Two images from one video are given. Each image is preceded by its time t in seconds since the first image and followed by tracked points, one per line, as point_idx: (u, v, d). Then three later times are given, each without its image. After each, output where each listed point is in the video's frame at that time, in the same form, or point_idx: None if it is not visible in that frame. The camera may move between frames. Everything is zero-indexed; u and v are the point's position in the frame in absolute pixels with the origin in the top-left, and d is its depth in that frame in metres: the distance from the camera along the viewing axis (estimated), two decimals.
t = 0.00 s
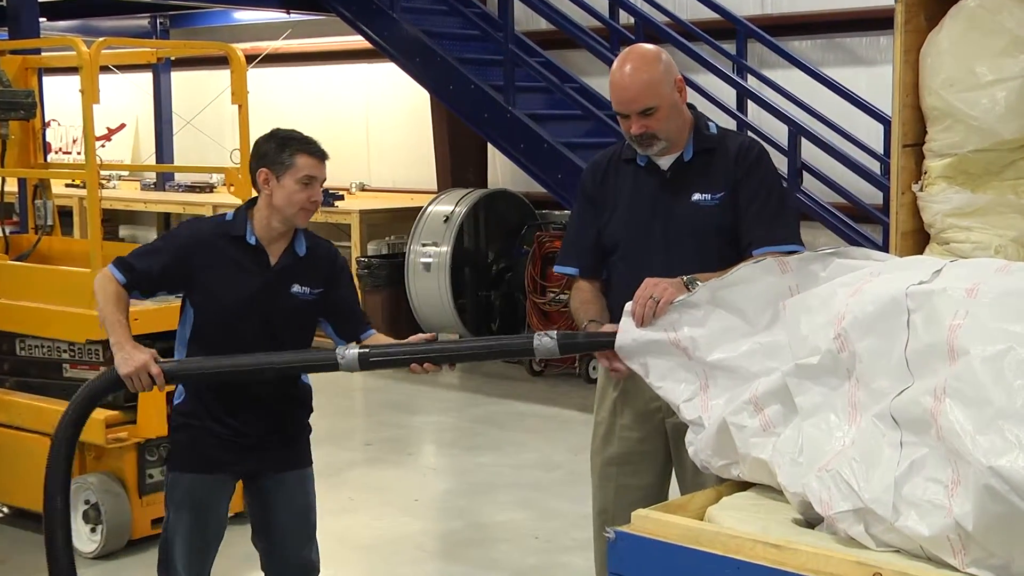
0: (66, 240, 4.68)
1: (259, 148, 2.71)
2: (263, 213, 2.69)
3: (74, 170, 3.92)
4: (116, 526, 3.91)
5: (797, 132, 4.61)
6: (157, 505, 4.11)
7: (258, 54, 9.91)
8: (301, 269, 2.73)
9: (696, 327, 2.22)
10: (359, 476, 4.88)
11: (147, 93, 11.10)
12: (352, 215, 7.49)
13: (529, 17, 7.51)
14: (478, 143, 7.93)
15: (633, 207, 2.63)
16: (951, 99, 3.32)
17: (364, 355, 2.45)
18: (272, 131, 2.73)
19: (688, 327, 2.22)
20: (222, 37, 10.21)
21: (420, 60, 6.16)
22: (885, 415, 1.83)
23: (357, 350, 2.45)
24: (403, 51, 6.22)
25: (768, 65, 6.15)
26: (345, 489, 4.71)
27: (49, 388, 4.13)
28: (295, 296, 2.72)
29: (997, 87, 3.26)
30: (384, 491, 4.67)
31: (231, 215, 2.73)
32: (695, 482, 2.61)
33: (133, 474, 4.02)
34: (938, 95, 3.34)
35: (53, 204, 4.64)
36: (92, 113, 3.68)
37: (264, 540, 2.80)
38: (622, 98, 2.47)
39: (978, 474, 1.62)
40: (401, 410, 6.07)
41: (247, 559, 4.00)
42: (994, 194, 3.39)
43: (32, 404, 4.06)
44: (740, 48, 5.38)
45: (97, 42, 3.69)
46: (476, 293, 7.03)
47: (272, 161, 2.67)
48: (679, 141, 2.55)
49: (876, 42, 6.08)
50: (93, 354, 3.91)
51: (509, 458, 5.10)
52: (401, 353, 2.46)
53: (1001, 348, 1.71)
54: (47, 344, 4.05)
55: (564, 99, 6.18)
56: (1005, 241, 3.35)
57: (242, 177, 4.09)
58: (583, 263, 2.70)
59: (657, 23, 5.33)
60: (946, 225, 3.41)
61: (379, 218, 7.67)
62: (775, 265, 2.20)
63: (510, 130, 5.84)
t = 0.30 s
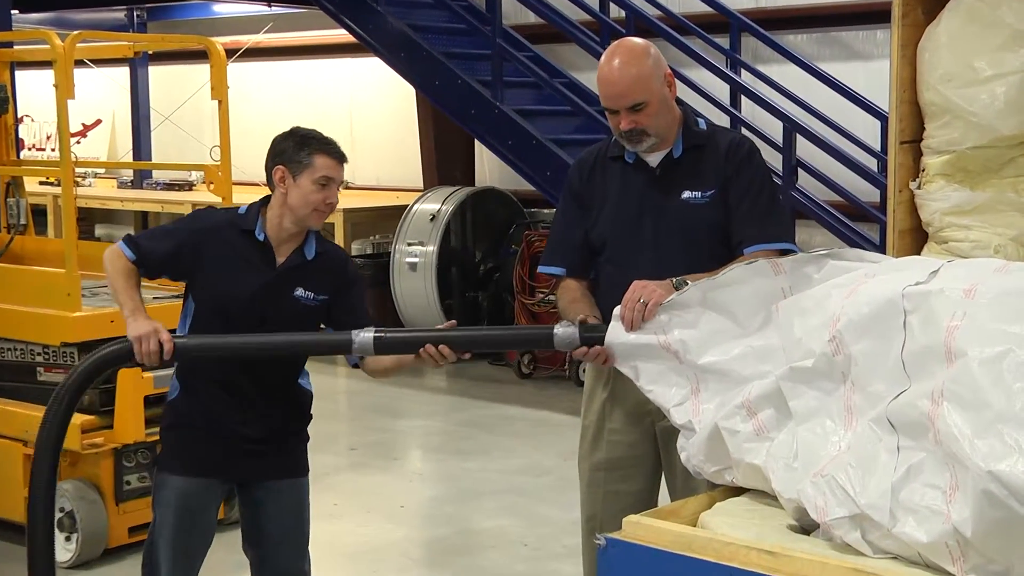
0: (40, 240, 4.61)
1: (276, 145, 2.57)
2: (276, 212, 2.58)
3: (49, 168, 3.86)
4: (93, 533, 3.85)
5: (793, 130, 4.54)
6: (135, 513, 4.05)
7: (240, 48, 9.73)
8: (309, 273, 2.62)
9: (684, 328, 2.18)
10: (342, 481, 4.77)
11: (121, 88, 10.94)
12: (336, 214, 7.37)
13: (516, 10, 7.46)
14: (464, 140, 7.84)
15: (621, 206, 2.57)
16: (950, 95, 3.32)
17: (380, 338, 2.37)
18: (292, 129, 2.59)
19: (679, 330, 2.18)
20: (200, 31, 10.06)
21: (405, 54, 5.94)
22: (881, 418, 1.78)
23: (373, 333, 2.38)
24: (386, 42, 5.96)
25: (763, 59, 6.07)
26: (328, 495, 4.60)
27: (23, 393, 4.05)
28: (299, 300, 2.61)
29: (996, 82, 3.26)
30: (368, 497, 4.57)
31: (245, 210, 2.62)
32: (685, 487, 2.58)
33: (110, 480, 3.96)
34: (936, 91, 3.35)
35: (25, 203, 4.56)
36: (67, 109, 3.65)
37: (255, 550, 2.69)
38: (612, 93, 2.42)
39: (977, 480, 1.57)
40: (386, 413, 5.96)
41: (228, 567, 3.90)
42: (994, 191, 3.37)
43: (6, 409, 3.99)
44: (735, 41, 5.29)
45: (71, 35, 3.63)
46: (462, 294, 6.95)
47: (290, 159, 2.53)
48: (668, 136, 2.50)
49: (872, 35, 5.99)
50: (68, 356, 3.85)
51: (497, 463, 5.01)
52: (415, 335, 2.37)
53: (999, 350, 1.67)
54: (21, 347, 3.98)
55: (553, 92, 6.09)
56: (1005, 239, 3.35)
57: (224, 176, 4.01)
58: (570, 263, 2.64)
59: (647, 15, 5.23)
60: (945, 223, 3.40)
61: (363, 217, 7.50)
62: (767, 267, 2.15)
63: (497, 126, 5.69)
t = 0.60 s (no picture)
0: (10, 240, 4.54)
1: (282, 147, 2.52)
2: (277, 216, 2.53)
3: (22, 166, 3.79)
4: (67, 539, 3.74)
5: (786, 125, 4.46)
6: (109, 520, 3.95)
7: (217, 42, 9.33)
8: (305, 280, 2.56)
9: (680, 334, 2.13)
10: (324, 487, 4.69)
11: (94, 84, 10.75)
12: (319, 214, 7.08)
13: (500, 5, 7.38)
14: (447, 139, 7.75)
15: (608, 204, 2.52)
16: (946, 91, 3.27)
17: (397, 338, 2.33)
18: (300, 131, 2.54)
19: (670, 336, 2.13)
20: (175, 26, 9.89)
21: (388, 49, 5.65)
22: (876, 420, 1.74)
23: (389, 334, 2.34)
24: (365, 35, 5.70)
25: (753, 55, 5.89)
26: (310, 502, 4.52)
27: None
28: (293, 306, 2.55)
29: (992, 76, 3.23)
30: (350, 503, 4.49)
31: (247, 209, 2.57)
32: (676, 492, 2.54)
33: (83, 487, 3.85)
34: (932, 87, 3.30)
35: None
36: (39, 104, 3.59)
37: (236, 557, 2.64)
38: (601, 89, 2.38)
39: (972, 483, 1.53)
40: (369, 417, 5.87)
41: None
42: (989, 189, 3.35)
43: None
44: (724, 34, 5.20)
45: (42, 28, 3.58)
46: (445, 295, 6.64)
47: (296, 163, 2.48)
48: (658, 133, 2.46)
49: (867, 29, 5.73)
50: (41, 360, 3.79)
51: (481, 468, 4.94)
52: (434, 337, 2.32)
53: (996, 351, 1.63)
54: None
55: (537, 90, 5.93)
56: (1000, 239, 3.31)
57: (201, 173, 3.97)
58: (556, 262, 2.58)
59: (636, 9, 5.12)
60: (939, 221, 3.35)
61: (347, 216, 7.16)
62: (762, 269, 2.12)
63: (481, 123, 5.49)
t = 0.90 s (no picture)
0: None
1: (272, 145, 2.45)
2: (263, 216, 2.46)
3: None
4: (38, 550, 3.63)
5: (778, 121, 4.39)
6: (81, 528, 3.83)
7: (193, 35, 9.03)
8: (293, 284, 2.51)
9: (678, 336, 2.09)
10: (304, 493, 4.58)
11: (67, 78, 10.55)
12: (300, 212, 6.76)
13: None
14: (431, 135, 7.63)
15: (597, 202, 2.48)
16: (941, 86, 3.33)
17: (397, 345, 2.30)
18: (288, 129, 2.47)
19: (672, 340, 2.09)
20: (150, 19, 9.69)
21: (370, 43, 5.54)
22: (870, 423, 1.70)
23: (390, 341, 2.31)
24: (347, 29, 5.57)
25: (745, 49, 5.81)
26: (289, 509, 4.42)
27: None
28: (280, 310, 2.50)
29: (988, 72, 3.26)
30: (331, 509, 4.39)
31: (233, 209, 2.51)
32: (665, 499, 2.49)
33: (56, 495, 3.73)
34: (926, 84, 3.37)
35: None
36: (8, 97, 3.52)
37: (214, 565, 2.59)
38: (588, 85, 2.33)
39: (970, 486, 1.49)
40: (351, 420, 5.76)
41: None
42: (986, 185, 3.41)
43: None
44: (716, 30, 5.18)
45: (14, 19, 3.55)
46: (429, 295, 6.56)
47: (284, 162, 2.41)
48: (646, 129, 2.42)
49: (861, 22, 5.58)
50: (13, 363, 3.70)
51: (465, 472, 4.83)
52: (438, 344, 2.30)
53: (994, 351, 1.59)
54: None
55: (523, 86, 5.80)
56: (998, 237, 3.35)
57: (177, 169, 3.88)
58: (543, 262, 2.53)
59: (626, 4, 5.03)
60: (934, 220, 3.42)
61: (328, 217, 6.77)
62: (757, 271, 2.06)
63: (466, 119, 5.33)
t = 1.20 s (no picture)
0: None
1: (230, 143, 2.43)
2: (225, 215, 2.43)
3: None
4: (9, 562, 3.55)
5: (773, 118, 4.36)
6: (56, 536, 3.74)
7: (172, 29, 8.85)
8: (261, 286, 2.47)
9: (671, 338, 2.05)
10: (285, 500, 4.49)
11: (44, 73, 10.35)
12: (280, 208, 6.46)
13: None
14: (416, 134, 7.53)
15: (585, 200, 2.43)
16: (938, 80, 3.32)
17: (385, 357, 2.23)
18: (246, 125, 2.45)
19: (669, 338, 2.05)
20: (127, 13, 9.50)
21: (354, 37, 5.45)
22: (866, 426, 1.66)
23: (377, 351, 2.24)
24: (331, 22, 5.49)
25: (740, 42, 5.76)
26: (270, 516, 4.33)
27: None
28: (251, 314, 2.46)
29: (986, 67, 3.26)
30: (314, 517, 4.30)
31: (194, 211, 2.47)
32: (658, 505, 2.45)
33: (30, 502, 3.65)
34: (924, 78, 3.35)
35: None
36: None
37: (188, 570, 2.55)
38: (577, 79, 2.29)
39: (970, 491, 1.45)
40: (335, 424, 5.66)
41: None
42: (986, 184, 3.40)
43: None
44: (708, 23, 5.07)
45: None
46: (416, 296, 6.44)
47: (243, 158, 2.38)
48: (635, 125, 2.38)
49: (858, 17, 5.51)
50: None
51: (451, 478, 4.76)
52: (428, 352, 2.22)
53: (994, 352, 1.55)
54: None
55: (512, 80, 5.75)
56: (998, 236, 3.36)
57: (154, 166, 3.82)
58: (533, 262, 2.49)
59: None
60: (933, 218, 3.41)
61: (310, 215, 6.62)
62: (752, 270, 2.02)
63: (453, 115, 5.22)
